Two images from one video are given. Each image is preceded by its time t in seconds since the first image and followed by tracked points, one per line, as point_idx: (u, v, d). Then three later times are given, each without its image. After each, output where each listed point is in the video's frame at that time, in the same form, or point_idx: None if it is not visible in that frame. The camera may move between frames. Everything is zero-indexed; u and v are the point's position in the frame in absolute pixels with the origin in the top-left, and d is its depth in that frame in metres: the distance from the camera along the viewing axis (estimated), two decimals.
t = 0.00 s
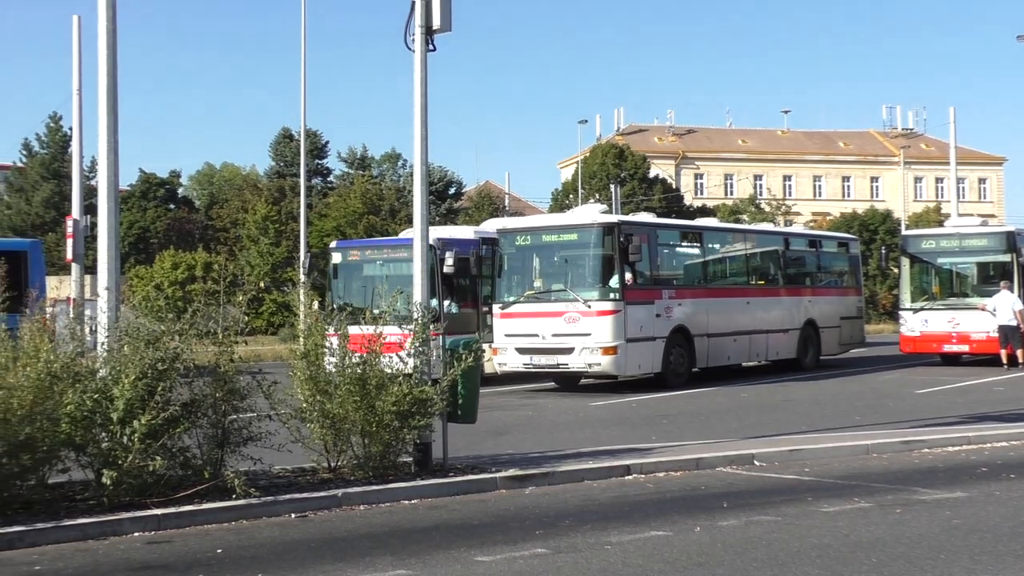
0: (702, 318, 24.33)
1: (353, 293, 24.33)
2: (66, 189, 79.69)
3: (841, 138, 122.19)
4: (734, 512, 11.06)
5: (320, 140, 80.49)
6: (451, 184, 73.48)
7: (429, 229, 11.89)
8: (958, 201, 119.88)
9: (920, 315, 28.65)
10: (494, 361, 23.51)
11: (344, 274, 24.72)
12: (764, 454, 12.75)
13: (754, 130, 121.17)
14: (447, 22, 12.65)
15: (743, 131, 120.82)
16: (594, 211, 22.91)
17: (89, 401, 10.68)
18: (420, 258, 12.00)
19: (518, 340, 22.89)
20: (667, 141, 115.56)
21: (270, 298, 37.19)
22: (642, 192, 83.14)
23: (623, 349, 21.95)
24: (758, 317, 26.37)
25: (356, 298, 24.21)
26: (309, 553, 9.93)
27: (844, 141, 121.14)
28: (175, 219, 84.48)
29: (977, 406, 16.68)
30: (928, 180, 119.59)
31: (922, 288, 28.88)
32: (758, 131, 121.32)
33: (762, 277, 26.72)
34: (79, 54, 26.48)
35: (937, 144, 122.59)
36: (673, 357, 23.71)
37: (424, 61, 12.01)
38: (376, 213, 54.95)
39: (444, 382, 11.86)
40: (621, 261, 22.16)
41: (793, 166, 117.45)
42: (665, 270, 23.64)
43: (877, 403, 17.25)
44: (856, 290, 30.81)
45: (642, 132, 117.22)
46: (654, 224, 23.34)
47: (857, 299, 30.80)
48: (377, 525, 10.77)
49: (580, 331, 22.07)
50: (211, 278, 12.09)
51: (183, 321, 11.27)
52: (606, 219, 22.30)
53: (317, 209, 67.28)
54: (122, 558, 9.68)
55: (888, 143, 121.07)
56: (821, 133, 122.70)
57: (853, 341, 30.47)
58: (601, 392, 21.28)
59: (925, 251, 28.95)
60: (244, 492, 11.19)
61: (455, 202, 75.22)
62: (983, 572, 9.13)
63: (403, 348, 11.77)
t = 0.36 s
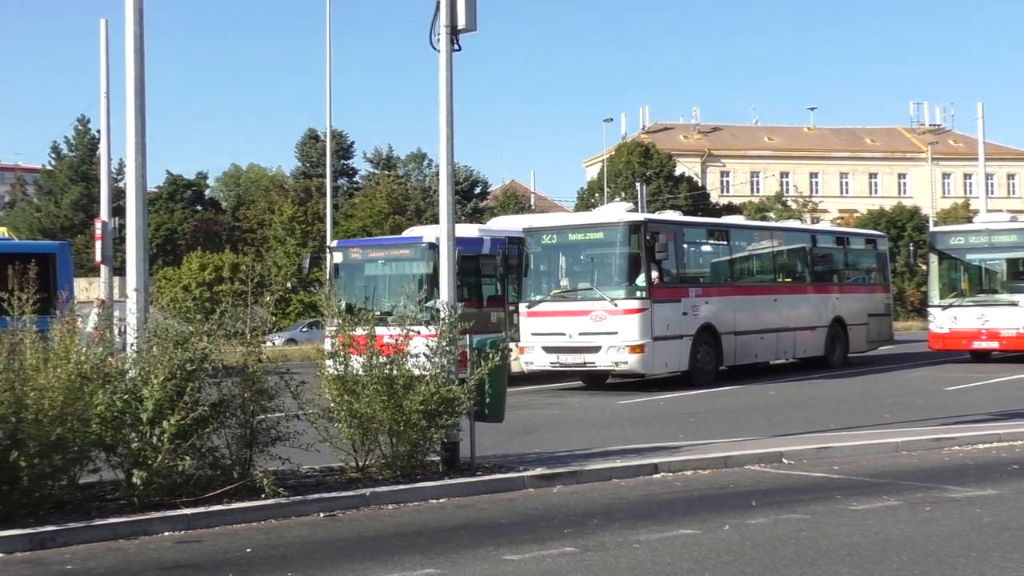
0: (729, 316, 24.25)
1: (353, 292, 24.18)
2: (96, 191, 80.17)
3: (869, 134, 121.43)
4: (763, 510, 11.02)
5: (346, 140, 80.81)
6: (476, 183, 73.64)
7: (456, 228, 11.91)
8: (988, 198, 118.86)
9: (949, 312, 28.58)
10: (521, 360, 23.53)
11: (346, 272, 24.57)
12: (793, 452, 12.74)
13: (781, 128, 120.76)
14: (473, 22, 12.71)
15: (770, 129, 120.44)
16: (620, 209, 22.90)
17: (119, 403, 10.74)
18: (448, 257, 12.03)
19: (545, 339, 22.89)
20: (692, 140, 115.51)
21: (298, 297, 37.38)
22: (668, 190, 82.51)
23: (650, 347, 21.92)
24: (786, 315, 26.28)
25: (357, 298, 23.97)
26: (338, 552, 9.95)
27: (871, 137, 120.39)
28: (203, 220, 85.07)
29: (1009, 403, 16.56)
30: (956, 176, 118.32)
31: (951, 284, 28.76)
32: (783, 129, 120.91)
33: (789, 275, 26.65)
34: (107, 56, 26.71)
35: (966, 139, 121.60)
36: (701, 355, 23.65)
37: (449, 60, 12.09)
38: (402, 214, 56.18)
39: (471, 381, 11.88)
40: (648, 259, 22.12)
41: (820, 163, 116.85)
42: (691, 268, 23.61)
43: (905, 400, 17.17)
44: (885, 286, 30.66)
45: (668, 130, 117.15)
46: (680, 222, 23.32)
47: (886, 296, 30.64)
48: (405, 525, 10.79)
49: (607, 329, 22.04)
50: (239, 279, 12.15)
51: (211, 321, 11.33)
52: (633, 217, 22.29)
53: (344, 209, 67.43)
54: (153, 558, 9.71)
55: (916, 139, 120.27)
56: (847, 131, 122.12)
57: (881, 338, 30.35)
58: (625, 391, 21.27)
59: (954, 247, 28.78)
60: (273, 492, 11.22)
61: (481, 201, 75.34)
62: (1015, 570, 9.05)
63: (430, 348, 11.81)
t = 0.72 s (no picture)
0: (756, 314, 24.18)
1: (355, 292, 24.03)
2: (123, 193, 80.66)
3: (895, 130, 120.68)
4: (792, 508, 10.98)
5: (371, 140, 81.00)
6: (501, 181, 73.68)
7: (481, 227, 11.94)
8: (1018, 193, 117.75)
9: (978, 307, 28.30)
10: (547, 359, 23.53)
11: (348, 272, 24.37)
12: (822, 449, 12.72)
13: (808, 124, 120.22)
14: (496, 19, 12.82)
15: (796, 125, 119.99)
16: (646, 207, 22.88)
17: (148, 403, 10.79)
18: (472, 257, 12.02)
19: (571, 337, 22.89)
20: (718, 137, 115.26)
21: (324, 297, 37.51)
22: (693, 187, 82.57)
23: (677, 345, 21.87)
24: (813, 312, 26.17)
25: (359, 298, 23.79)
26: (366, 551, 9.97)
27: (898, 133, 119.59)
28: (229, 221, 85.33)
29: None
30: (985, 172, 117.19)
31: (980, 280, 28.57)
32: (810, 124, 120.24)
33: (816, 272, 26.55)
34: (134, 58, 26.87)
35: (994, 134, 120.50)
36: (728, 353, 23.59)
37: (476, 59, 12.17)
38: (427, 212, 56.97)
39: (498, 380, 11.91)
40: (674, 257, 22.09)
41: (847, 159, 116.20)
42: (718, 265, 23.56)
43: (935, 397, 17.07)
44: (913, 282, 30.48)
45: (693, 128, 116.98)
46: (706, 219, 23.28)
47: (914, 292, 30.47)
48: (433, 523, 10.79)
49: (633, 327, 22.02)
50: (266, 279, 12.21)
51: (238, 321, 11.39)
52: (658, 215, 22.26)
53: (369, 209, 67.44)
54: (182, 557, 9.74)
55: (944, 134, 119.36)
56: (874, 126, 121.40)
57: (910, 335, 30.17)
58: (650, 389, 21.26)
59: (983, 242, 28.67)
60: (302, 491, 11.25)
61: (506, 200, 75.34)
62: None
63: (457, 347, 11.86)
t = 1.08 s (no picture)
0: (784, 311, 24.12)
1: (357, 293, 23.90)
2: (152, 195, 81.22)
3: (923, 126, 120.03)
4: (823, 506, 10.94)
5: (398, 140, 81.22)
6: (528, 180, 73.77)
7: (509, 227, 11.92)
8: None
9: (1009, 304, 28.13)
10: (574, 358, 23.55)
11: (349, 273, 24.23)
12: (852, 447, 12.70)
13: (835, 121, 119.83)
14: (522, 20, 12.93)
15: (823, 122, 119.62)
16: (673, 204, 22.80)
17: (178, 403, 10.83)
18: (500, 257, 12.02)
19: (598, 336, 22.90)
20: (745, 134, 115.08)
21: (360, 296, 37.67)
22: (721, 185, 81.74)
23: (705, 343, 21.86)
24: (841, 309, 26.08)
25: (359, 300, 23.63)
26: (396, 551, 9.99)
27: (926, 129, 118.89)
28: (258, 222, 85.58)
29: None
30: (1015, 167, 116.45)
31: (1010, 276, 28.38)
32: (836, 121, 119.76)
33: (845, 268, 26.45)
34: (161, 58, 26.92)
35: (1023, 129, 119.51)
36: (756, 350, 23.55)
37: (501, 59, 12.26)
38: (453, 212, 56.97)
39: (526, 379, 11.95)
40: (701, 255, 22.04)
41: (875, 156, 115.68)
42: (745, 263, 23.52)
43: (964, 394, 16.97)
44: (942, 279, 30.32)
45: (718, 126, 116.88)
46: (734, 216, 23.20)
47: (944, 289, 30.30)
48: (463, 523, 10.80)
49: (661, 325, 22.02)
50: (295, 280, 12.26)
51: (267, 322, 11.44)
52: (686, 213, 22.19)
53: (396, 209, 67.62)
54: (214, 557, 9.78)
55: (972, 130, 118.55)
56: (901, 122, 120.75)
57: (940, 331, 30.01)
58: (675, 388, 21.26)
59: (1014, 238, 28.49)
60: (331, 491, 11.29)
61: (534, 200, 75.40)
62: None
63: (485, 346, 11.90)
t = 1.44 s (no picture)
0: (813, 309, 24.04)
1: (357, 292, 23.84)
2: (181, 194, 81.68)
3: (953, 122, 119.27)
4: (853, 505, 10.89)
5: (426, 140, 81.29)
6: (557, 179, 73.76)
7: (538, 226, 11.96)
8: None
9: None
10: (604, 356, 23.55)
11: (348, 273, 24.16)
12: (883, 446, 12.67)
13: (863, 117, 119.15)
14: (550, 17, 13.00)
15: (852, 118, 119.07)
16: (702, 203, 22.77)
17: (209, 402, 10.88)
18: (528, 255, 12.06)
19: (627, 334, 22.89)
20: (773, 131, 114.61)
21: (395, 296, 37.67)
22: (749, 183, 81.32)
23: (734, 341, 21.83)
24: (871, 307, 25.97)
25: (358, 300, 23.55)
26: (426, 549, 10.01)
27: (956, 126, 118.07)
28: (286, 221, 85.86)
29: None
30: None
31: None
32: (864, 117, 119.14)
33: (875, 266, 26.34)
34: (191, 55, 27.12)
35: None
36: (786, 349, 23.49)
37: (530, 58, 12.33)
38: (481, 212, 56.94)
39: (555, 378, 11.96)
40: (730, 253, 22.02)
41: (904, 152, 115.02)
42: (775, 261, 23.45)
43: (996, 392, 16.86)
44: (973, 277, 30.13)
45: (747, 123, 116.59)
46: (763, 215, 23.15)
47: (975, 287, 30.11)
48: (492, 522, 10.82)
49: (690, 324, 22.00)
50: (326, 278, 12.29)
51: (297, 321, 11.48)
52: (715, 211, 22.17)
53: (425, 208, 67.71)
54: (244, 555, 9.81)
55: (1004, 126, 117.62)
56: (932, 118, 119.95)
57: (971, 330, 29.82)
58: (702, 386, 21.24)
59: None
60: (361, 490, 11.33)
61: (562, 198, 75.34)
62: None
63: (514, 345, 11.95)
